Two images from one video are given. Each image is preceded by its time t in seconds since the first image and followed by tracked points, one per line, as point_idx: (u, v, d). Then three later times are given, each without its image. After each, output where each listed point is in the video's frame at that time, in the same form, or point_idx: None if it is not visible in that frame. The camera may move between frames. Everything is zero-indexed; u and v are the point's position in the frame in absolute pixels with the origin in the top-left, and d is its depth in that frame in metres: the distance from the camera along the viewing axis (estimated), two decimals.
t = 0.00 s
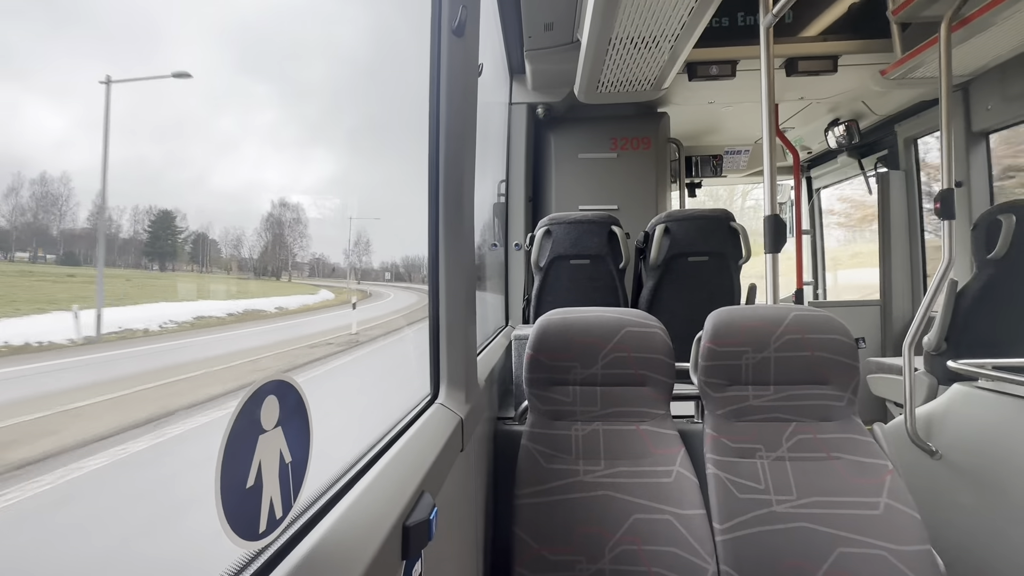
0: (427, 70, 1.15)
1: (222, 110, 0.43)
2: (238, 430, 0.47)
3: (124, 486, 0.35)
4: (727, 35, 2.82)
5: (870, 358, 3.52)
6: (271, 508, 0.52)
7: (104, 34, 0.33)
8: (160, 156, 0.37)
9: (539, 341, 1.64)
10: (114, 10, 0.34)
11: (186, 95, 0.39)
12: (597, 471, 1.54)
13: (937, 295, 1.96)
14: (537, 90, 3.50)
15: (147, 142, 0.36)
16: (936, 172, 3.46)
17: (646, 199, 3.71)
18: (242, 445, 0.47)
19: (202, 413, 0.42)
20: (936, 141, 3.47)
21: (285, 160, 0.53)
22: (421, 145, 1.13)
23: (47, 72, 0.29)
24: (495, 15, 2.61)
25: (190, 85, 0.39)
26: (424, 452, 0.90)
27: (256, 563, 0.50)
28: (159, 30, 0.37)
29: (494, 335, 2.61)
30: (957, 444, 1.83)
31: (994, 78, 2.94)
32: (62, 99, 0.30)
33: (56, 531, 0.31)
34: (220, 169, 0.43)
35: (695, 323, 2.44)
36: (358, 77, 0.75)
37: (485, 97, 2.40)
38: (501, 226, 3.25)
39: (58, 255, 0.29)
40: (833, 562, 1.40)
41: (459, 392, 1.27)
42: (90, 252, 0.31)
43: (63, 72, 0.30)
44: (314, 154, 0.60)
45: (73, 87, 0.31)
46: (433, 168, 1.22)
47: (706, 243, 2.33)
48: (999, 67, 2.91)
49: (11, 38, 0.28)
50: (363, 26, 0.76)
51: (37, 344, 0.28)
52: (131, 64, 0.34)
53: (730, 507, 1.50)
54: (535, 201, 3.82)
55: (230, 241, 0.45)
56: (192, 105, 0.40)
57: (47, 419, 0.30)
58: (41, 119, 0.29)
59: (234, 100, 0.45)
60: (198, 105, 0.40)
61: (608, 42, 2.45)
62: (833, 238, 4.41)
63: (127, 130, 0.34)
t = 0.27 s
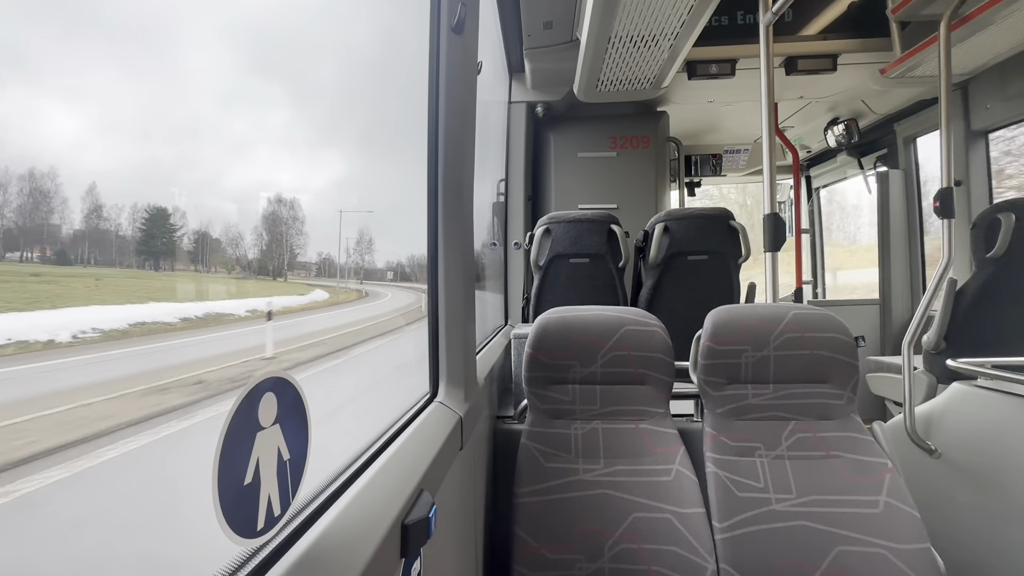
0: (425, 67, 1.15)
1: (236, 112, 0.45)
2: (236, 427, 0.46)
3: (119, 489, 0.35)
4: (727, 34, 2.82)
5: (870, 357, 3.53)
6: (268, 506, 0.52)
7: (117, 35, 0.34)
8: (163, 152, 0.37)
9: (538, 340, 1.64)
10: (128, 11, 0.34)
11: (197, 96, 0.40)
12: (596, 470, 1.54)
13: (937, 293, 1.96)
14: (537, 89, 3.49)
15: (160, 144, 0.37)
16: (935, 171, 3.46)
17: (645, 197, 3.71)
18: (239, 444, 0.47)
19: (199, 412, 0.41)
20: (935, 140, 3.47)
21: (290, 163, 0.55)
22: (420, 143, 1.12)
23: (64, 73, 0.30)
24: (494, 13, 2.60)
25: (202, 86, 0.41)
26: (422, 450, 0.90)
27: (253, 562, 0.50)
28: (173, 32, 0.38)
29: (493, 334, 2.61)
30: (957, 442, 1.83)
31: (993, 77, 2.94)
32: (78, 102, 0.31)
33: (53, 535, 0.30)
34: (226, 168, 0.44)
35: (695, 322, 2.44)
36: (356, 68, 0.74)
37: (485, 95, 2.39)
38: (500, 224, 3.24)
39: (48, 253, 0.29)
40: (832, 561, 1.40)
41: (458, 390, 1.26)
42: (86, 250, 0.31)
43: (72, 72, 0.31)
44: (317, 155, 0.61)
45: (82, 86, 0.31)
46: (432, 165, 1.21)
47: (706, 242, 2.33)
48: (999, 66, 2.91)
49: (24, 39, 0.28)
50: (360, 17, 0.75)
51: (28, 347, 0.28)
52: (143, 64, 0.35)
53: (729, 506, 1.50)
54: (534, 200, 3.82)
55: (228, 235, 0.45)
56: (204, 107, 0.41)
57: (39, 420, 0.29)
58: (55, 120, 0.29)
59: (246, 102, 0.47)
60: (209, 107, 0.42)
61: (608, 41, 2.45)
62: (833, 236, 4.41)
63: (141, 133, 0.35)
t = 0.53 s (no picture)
0: (425, 65, 1.15)
1: (249, 114, 0.48)
2: (233, 428, 0.46)
3: (118, 488, 0.35)
4: (727, 33, 2.81)
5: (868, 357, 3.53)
6: (266, 506, 0.52)
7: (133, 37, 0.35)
8: (168, 152, 0.38)
9: (537, 339, 1.64)
10: (139, 14, 0.36)
11: (210, 100, 0.42)
12: (595, 469, 1.54)
13: (936, 293, 1.96)
14: (537, 88, 3.49)
15: (175, 145, 0.38)
16: (935, 170, 3.46)
17: (645, 197, 3.71)
18: (237, 444, 0.47)
19: (198, 412, 0.42)
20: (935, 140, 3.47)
21: (293, 164, 0.56)
22: (419, 142, 1.12)
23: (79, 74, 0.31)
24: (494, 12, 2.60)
25: (214, 89, 0.43)
26: (421, 448, 0.90)
27: (250, 562, 0.50)
28: (186, 36, 0.39)
29: (492, 333, 2.61)
30: (954, 442, 1.83)
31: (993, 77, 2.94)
32: (93, 103, 0.32)
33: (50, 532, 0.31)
34: (231, 167, 0.45)
35: (694, 322, 2.44)
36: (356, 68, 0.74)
37: (484, 94, 2.38)
38: (500, 224, 3.24)
39: (36, 252, 0.29)
40: (829, 560, 1.40)
41: (457, 388, 1.27)
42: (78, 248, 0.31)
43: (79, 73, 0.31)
44: (326, 157, 0.64)
45: (95, 87, 0.32)
46: (432, 165, 1.21)
47: (705, 242, 2.33)
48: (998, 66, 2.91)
49: (37, 39, 0.29)
50: (360, 17, 0.75)
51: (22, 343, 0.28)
52: (155, 65, 0.37)
53: (728, 505, 1.50)
54: (533, 199, 3.82)
55: (227, 232, 0.45)
56: (215, 108, 0.43)
57: (37, 420, 0.30)
58: (68, 122, 0.31)
59: (259, 105, 0.50)
60: (221, 108, 0.44)
61: (608, 40, 2.45)
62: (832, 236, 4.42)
63: (155, 134, 0.37)
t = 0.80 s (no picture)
0: (423, 64, 1.14)
1: (261, 115, 0.50)
2: (227, 426, 0.46)
3: (113, 488, 0.35)
4: (726, 33, 2.81)
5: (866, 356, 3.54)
6: (261, 505, 0.52)
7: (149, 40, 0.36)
8: (173, 151, 0.38)
9: (535, 339, 1.64)
10: (155, 20, 0.37)
11: (224, 103, 0.44)
12: (592, 469, 1.54)
13: (933, 293, 1.96)
14: (535, 87, 3.49)
15: (189, 147, 0.40)
16: (933, 170, 3.46)
17: (643, 196, 3.71)
18: (231, 442, 0.47)
19: (192, 411, 0.42)
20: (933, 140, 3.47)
21: (295, 164, 0.57)
22: (416, 140, 1.12)
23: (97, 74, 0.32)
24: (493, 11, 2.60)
25: (227, 92, 0.45)
26: (418, 447, 0.91)
27: (244, 561, 0.50)
28: (200, 39, 0.41)
29: (490, 332, 2.61)
30: (951, 442, 1.84)
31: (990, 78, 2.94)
32: (110, 103, 0.33)
33: (46, 532, 0.31)
34: (233, 167, 0.46)
35: (691, 321, 2.45)
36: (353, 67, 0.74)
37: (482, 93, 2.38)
38: (498, 223, 3.23)
39: (28, 252, 0.28)
40: (826, 560, 1.40)
41: (454, 388, 1.27)
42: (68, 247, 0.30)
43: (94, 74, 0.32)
44: (332, 158, 0.67)
45: (109, 87, 0.33)
46: (429, 163, 1.21)
47: (703, 241, 2.33)
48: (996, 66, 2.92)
49: (54, 41, 0.30)
50: (356, 15, 0.75)
51: (19, 344, 0.28)
52: (168, 67, 0.38)
53: (724, 504, 1.51)
54: (532, 199, 3.81)
55: (224, 229, 0.45)
56: (228, 109, 0.45)
57: (32, 421, 0.29)
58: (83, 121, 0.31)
59: (270, 107, 0.52)
60: (233, 109, 0.46)
61: (607, 39, 2.45)
62: (830, 236, 4.43)
63: (169, 137, 0.38)
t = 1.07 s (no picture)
0: (421, 67, 1.15)
1: (275, 119, 0.53)
2: (225, 428, 0.46)
3: (112, 488, 0.35)
4: (724, 33, 2.82)
5: (865, 356, 3.54)
6: (259, 505, 0.52)
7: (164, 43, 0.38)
8: (179, 151, 0.39)
9: (534, 339, 1.64)
10: (178, 29, 0.40)
11: (240, 106, 0.47)
12: (591, 468, 1.55)
13: (931, 293, 1.96)
14: (534, 87, 3.49)
15: (203, 149, 0.42)
16: (931, 170, 3.47)
17: (642, 196, 3.71)
18: (230, 444, 0.47)
19: (192, 412, 0.42)
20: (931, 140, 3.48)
21: (300, 166, 0.58)
22: (415, 141, 1.12)
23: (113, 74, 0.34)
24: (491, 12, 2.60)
25: (245, 96, 0.48)
26: (416, 448, 0.91)
27: (242, 562, 0.50)
28: (220, 46, 0.44)
29: (490, 332, 2.61)
30: (950, 441, 1.84)
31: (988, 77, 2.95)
32: (124, 102, 0.35)
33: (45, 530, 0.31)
34: (238, 168, 0.47)
35: (690, 321, 2.45)
36: (351, 70, 0.74)
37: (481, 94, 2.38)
38: (497, 223, 3.24)
39: (17, 252, 0.28)
40: (824, 559, 1.41)
41: (453, 388, 1.27)
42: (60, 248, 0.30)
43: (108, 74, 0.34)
44: (338, 159, 0.69)
45: (122, 87, 0.35)
46: (427, 165, 1.21)
47: (702, 241, 2.33)
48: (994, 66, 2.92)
49: (73, 47, 0.31)
50: (356, 21, 0.75)
51: (16, 344, 0.28)
52: (187, 74, 0.40)
53: (723, 504, 1.51)
54: (531, 199, 3.82)
55: (225, 227, 0.46)
56: (246, 113, 0.48)
57: (29, 421, 0.30)
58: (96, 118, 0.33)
59: (285, 110, 0.55)
60: (252, 114, 0.49)
61: (605, 39, 2.45)
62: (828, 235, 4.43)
63: (185, 139, 0.40)
